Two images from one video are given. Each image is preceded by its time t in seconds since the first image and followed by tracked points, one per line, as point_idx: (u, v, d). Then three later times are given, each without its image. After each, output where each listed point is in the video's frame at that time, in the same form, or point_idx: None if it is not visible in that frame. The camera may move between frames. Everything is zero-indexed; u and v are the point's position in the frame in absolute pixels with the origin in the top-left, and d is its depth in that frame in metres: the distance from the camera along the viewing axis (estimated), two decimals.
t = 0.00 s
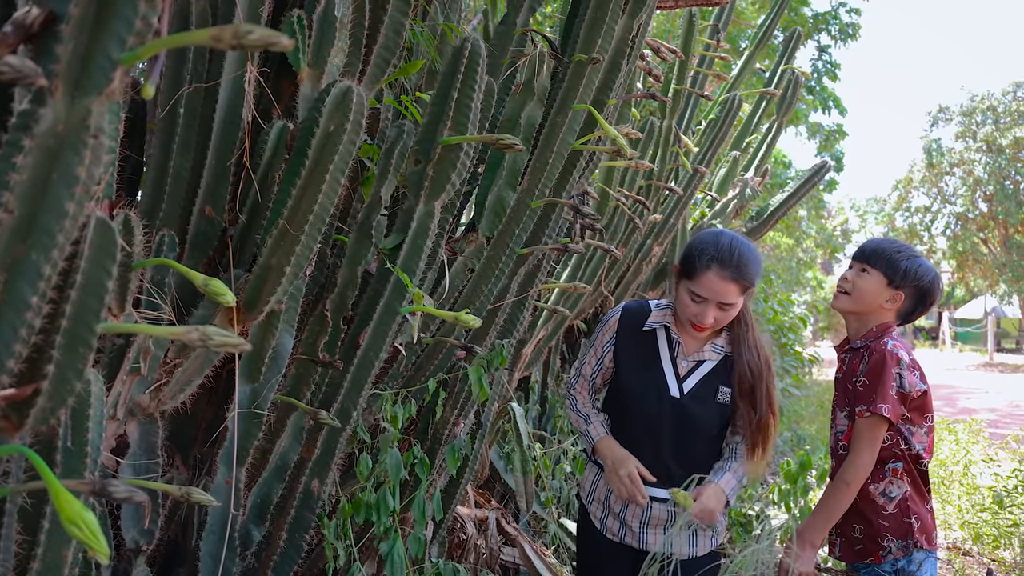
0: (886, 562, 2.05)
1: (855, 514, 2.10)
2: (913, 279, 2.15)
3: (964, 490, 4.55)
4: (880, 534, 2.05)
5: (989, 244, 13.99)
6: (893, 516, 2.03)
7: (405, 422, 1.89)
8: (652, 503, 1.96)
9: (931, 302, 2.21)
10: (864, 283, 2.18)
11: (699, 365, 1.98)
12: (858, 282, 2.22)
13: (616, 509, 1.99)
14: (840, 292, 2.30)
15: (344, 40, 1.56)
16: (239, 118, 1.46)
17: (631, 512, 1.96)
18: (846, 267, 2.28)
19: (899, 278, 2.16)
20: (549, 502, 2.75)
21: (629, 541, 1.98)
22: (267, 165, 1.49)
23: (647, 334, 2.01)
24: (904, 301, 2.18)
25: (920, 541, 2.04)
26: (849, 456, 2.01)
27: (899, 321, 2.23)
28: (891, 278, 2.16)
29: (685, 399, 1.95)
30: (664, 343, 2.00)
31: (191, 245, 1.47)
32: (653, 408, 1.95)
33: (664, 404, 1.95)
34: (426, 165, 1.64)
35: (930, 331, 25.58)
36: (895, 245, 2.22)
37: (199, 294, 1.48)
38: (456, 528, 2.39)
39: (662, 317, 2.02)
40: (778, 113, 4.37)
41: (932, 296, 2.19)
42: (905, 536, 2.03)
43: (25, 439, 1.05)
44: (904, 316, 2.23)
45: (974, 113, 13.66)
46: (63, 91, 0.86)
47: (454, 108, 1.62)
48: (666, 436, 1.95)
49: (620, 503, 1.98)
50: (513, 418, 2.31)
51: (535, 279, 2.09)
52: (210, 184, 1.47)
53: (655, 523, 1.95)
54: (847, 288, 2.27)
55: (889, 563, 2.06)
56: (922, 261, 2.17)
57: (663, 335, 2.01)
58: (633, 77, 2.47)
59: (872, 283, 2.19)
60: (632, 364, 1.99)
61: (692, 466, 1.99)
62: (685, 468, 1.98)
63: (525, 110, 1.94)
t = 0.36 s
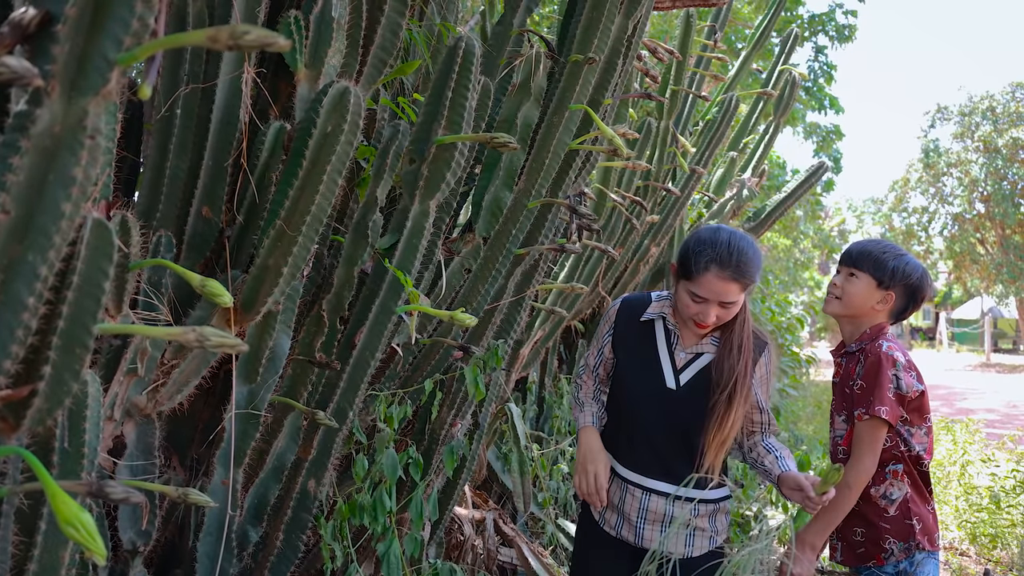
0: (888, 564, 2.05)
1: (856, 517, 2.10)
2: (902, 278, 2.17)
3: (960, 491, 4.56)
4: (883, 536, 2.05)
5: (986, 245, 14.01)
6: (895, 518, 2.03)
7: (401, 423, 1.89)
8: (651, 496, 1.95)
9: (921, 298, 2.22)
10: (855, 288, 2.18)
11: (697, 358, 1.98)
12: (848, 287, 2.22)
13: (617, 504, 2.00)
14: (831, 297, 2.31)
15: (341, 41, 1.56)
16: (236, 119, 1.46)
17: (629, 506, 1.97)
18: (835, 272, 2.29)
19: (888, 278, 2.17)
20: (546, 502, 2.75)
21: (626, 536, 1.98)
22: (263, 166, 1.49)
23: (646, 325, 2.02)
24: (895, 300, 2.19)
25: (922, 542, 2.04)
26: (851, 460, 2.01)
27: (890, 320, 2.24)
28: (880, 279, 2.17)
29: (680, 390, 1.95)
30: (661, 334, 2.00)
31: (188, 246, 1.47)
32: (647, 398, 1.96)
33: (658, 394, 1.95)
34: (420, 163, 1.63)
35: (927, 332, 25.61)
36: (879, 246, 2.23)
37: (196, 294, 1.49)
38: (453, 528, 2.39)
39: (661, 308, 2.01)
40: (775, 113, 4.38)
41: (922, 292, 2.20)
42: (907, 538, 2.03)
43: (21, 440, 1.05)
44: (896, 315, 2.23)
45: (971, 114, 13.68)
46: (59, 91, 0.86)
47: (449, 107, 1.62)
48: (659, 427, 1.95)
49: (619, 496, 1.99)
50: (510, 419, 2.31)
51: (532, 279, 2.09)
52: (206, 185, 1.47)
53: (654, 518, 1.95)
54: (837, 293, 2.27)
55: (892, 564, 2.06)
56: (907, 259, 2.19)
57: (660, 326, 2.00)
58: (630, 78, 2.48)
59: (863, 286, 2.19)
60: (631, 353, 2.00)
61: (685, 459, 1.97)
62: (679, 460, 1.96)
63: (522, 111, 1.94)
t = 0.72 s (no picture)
0: (886, 565, 2.06)
1: (856, 518, 2.11)
2: (896, 274, 2.17)
3: (959, 491, 4.56)
4: (880, 538, 2.06)
5: (984, 245, 14.03)
6: (892, 520, 2.04)
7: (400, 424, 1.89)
8: (626, 503, 1.94)
9: (917, 291, 2.22)
10: (851, 291, 2.18)
11: (670, 361, 1.97)
12: (843, 289, 2.21)
13: (591, 514, 1.99)
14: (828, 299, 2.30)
15: (339, 41, 1.56)
16: (234, 120, 1.46)
17: (604, 513, 1.96)
18: (829, 274, 2.29)
19: (882, 276, 2.17)
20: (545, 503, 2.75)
21: (602, 545, 1.97)
22: (262, 167, 1.49)
23: (618, 330, 2.01)
24: (892, 296, 2.19)
25: (920, 545, 2.03)
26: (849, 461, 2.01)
27: (890, 317, 2.24)
28: (875, 278, 2.17)
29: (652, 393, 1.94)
30: (633, 339, 1.99)
31: (186, 247, 1.47)
32: (619, 403, 1.95)
33: (630, 398, 1.94)
34: (422, 165, 1.64)
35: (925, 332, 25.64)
36: (869, 244, 2.22)
37: (194, 295, 1.49)
38: (452, 529, 2.39)
39: (633, 313, 2.01)
40: (773, 114, 4.38)
41: (917, 285, 2.20)
42: (904, 540, 2.03)
43: (20, 441, 1.05)
44: (894, 310, 2.24)
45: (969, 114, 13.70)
46: (58, 92, 0.86)
47: (450, 109, 1.63)
48: (631, 432, 1.93)
49: (594, 504, 1.98)
50: (509, 419, 2.31)
51: (531, 280, 2.09)
52: (205, 187, 1.47)
53: (629, 525, 1.94)
54: (833, 296, 2.27)
55: (889, 565, 2.06)
56: (897, 253, 2.19)
57: (632, 331, 2.00)
58: (629, 79, 2.48)
59: (859, 288, 2.19)
60: (604, 360, 2.00)
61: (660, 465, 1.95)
62: (654, 465, 1.94)
63: (520, 112, 1.95)
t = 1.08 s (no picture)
0: (868, 560, 2.05)
1: (843, 513, 2.11)
2: (898, 271, 2.17)
3: (959, 490, 4.56)
4: (863, 532, 2.06)
5: (983, 244, 14.03)
6: (874, 515, 2.04)
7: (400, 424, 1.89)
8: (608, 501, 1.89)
9: (920, 286, 2.22)
10: (854, 288, 2.18)
11: (655, 360, 1.95)
12: (846, 287, 2.22)
13: (573, 510, 1.94)
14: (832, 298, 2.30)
15: (339, 41, 1.56)
16: (234, 120, 1.46)
17: (583, 507, 1.91)
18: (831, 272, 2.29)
19: (884, 272, 2.17)
20: (545, 503, 2.76)
21: (580, 539, 1.94)
22: (262, 166, 1.49)
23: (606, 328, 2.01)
24: (896, 292, 2.19)
25: (904, 542, 2.01)
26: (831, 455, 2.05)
27: (894, 313, 2.24)
28: (877, 275, 2.17)
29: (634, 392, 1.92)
30: (619, 337, 1.98)
31: (186, 247, 1.47)
32: (602, 401, 1.94)
33: (611, 397, 1.92)
34: (420, 165, 1.64)
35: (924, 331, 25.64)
36: (870, 242, 2.23)
37: (194, 295, 1.49)
38: (452, 528, 2.39)
39: (619, 312, 2.01)
40: (772, 114, 4.38)
41: (920, 280, 2.20)
42: (886, 535, 2.02)
43: (21, 442, 1.05)
44: (898, 306, 2.23)
45: (968, 114, 13.70)
46: (58, 92, 0.86)
47: (449, 108, 1.63)
48: (612, 430, 1.91)
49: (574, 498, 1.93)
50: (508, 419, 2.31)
51: (530, 280, 2.09)
52: (205, 186, 1.47)
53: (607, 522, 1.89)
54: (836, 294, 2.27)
55: (873, 560, 2.05)
56: (899, 250, 2.19)
57: (619, 329, 1.99)
58: (628, 79, 2.48)
59: (862, 285, 2.19)
60: (591, 360, 1.99)
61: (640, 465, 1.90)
62: (637, 467, 1.89)
63: (520, 112, 1.94)
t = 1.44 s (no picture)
0: (872, 558, 2.05)
1: (849, 510, 2.12)
2: (899, 269, 2.16)
3: (960, 490, 4.55)
4: (867, 530, 2.06)
5: (983, 243, 14.03)
6: (878, 512, 2.04)
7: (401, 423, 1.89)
8: (599, 494, 1.79)
9: (924, 284, 2.21)
10: (855, 288, 2.19)
11: (658, 360, 1.85)
12: (848, 286, 2.23)
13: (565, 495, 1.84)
14: (835, 296, 2.32)
15: (339, 40, 1.57)
16: (234, 120, 1.46)
17: (580, 495, 1.81)
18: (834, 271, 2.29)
19: (885, 270, 2.17)
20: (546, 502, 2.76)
21: (571, 532, 1.82)
22: (262, 166, 1.49)
23: (616, 320, 1.91)
24: (897, 290, 2.18)
25: (907, 540, 2.01)
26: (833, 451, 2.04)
27: (897, 311, 2.24)
28: (878, 273, 2.17)
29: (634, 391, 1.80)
30: (628, 333, 1.88)
31: (186, 246, 1.47)
32: (600, 394, 1.81)
33: (611, 392, 1.80)
34: (420, 164, 1.64)
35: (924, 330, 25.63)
36: (872, 241, 2.22)
37: (194, 295, 1.49)
38: (452, 528, 2.39)
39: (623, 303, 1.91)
40: (772, 113, 4.38)
41: (923, 279, 2.19)
42: (890, 533, 2.02)
43: (21, 441, 1.05)
44: (901, 305, 2.23)
45: (968, 112, 13.69)
46: (58, 92, 0.86)
47: (449, 108, 1.63)
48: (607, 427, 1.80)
49: (571, 483, 1.83)
50: (508, 418, 2.31)
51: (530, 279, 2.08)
52: (204, 186, 1.47)
53: (600, 517, 1.79)
54: (840, 292, 2.28)
55: (876, 559, 2.05)
56: (901, 248, 2.18)
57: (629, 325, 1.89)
58: (628, 78, 2.48)
59: (863, 284, 2.19)
60: (592, 349, 1.87)
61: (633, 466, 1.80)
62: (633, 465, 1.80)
63: (519, 111, 1.97)
